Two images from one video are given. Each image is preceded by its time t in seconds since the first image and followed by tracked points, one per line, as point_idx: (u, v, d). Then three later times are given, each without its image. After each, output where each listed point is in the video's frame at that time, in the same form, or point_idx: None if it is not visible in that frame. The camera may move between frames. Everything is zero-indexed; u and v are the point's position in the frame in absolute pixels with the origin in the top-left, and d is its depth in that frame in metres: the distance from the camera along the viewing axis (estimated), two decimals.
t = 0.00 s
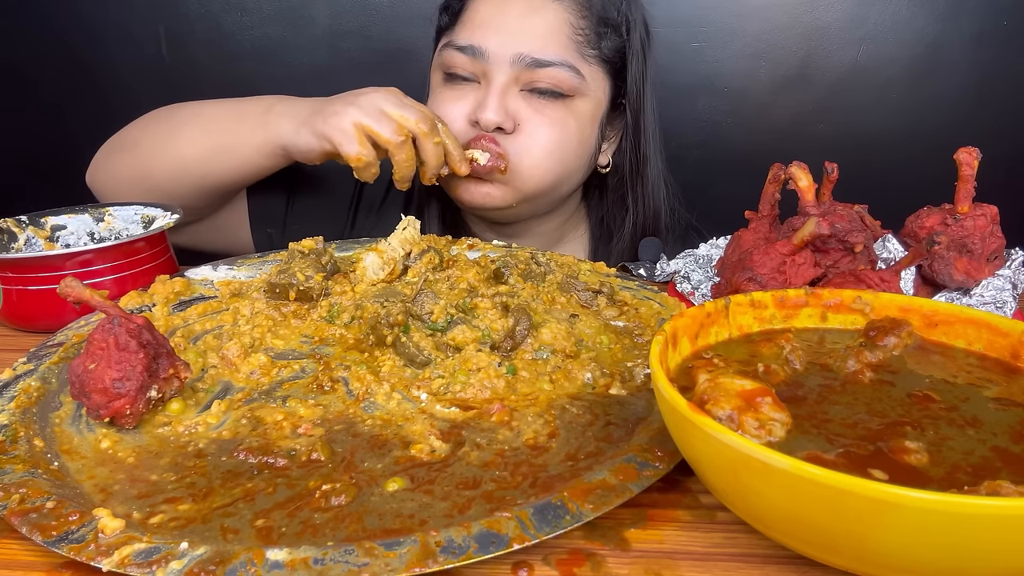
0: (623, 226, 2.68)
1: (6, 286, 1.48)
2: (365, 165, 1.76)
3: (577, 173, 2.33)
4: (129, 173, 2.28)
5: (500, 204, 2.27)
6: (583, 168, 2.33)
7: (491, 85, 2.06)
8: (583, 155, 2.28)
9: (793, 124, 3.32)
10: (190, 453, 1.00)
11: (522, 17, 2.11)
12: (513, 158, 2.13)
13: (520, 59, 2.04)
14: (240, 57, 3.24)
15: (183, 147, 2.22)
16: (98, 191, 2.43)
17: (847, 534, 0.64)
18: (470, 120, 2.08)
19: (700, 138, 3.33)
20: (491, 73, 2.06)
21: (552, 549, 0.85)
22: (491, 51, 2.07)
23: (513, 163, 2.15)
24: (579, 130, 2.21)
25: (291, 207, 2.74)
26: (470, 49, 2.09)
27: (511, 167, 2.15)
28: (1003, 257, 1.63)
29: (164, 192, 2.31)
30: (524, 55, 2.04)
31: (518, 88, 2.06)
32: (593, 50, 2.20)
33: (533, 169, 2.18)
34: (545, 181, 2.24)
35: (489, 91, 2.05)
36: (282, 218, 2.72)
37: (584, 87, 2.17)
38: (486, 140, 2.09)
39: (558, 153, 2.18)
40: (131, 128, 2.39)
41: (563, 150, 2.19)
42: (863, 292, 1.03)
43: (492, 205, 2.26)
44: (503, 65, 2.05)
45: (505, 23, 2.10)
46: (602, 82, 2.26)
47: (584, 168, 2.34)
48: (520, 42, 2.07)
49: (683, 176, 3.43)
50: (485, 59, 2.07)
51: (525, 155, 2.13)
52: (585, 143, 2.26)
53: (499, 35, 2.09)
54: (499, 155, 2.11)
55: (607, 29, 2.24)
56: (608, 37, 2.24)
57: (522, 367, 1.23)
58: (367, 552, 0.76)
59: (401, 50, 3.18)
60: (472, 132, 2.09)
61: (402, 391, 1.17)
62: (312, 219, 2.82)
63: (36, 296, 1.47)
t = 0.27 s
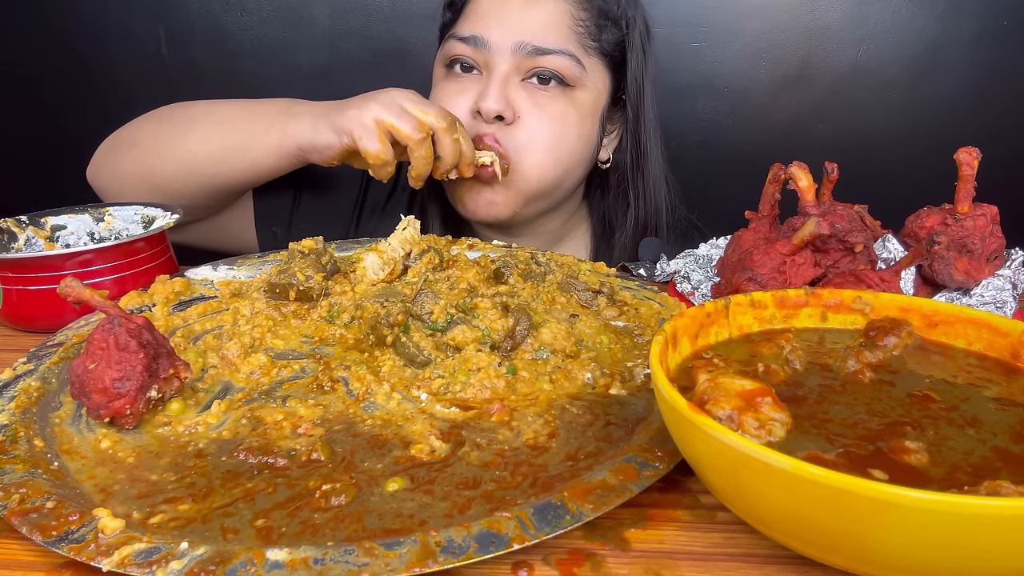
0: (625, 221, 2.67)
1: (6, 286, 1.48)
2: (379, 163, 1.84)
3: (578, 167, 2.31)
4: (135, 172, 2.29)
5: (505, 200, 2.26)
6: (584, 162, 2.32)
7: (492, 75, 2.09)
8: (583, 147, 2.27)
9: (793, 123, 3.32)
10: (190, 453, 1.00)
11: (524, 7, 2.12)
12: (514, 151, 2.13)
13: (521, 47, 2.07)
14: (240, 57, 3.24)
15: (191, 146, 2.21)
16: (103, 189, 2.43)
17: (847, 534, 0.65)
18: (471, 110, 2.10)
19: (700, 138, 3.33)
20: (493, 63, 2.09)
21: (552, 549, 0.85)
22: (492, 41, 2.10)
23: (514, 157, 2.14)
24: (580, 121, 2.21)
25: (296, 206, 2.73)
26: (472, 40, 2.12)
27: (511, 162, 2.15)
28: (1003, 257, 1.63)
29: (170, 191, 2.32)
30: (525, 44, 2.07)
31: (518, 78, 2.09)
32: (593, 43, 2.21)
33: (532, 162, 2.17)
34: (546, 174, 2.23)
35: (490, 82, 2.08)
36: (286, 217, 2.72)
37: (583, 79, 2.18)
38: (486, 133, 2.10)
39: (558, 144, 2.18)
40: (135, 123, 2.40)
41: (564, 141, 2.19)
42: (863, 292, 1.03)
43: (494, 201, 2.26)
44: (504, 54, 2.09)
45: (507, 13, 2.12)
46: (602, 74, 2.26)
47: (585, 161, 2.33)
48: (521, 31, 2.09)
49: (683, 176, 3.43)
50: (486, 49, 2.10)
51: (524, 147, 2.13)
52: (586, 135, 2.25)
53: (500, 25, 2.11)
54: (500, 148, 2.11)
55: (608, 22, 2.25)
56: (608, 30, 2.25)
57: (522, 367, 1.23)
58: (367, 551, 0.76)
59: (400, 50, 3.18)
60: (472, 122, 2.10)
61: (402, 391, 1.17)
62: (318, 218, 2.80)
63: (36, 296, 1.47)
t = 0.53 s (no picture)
0: (625, 223, 2.67)
1: (6, 286, 1.47)
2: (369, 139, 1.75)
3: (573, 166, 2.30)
4: (130, 173, 2.28)
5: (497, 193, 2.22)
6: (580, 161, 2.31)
7: (487, 75, 2.09)
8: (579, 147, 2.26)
9: (793, 123, 3.32)
10: (190, 453, 1.00)
11: (519, 6, 2.12)
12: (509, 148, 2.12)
13: (515, 47, 2.07)
14: (240, 57, 3.24)
15: (184, 145, 2.22)
16: (98, 191, 2.43)
17: (847, 534, 0.65)
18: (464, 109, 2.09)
19: (699, 139, 3.33)
20: (487, 62, 2.09)
21: (553, 549, 0.85)
22: (487, 40, 2.09)
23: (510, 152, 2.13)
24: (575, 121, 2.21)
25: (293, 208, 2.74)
26: (466, 39, 2.12)
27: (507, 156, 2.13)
28: (1003, 257, 1.63)
29: (165, 191, 2.31)
30: (520, 44, 2.08)
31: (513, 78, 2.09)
32: (589, 43, 2.21)
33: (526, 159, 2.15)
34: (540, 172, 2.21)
35: (484, 82, 2.08)
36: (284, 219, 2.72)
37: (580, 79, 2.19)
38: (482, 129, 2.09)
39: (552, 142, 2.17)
40: (129, 126, 2.40)
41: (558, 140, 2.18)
42: (863, 292, 1.03)
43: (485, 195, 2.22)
44: (498, 53, 2.08)
45: (502, 13, 2.12)
46: (598, 74, 2.27)
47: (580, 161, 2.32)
48: (516, 31, 2.09)
49: (683, 176, 3.43)
50: (481, 49, 2.10)
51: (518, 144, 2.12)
52: (581, 134, 2.25)
53: (495, 25, 2.11)
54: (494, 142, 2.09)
55: (605, 23, 2.25)
56: (605, 31, 2.25)
57: (522, 367, 1.23)
58: (367, 552, 0.76)
59: (400, 50, 3.18)
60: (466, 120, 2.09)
61: (402, 391, 1.17)
62: (318, 220, 2.79)
63: (36, 296, 1.47)
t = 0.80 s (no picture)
0: (619, 227, 2.69)
1: (6, 286, 1.48)
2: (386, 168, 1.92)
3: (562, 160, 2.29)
4: (119, 180, 2.27)
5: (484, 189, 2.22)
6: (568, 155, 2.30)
7: (477, 59, 2.10)
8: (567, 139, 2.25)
9: (793, 123, 3.32)
10: (190, 453, 1.00)
11: None
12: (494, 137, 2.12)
13: (506, 32, 2.09)
14: (240, 56, 3.24)
15: (171, 155, 2.21)
16: (86, 197, 2.41)
17: (847, 534, 0.65)
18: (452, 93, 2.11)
19: (699, 138, 3.33)
20: (478, 48, 2.11)
21: (552, 549, 0.85)
22: (478, 26, 2.12)
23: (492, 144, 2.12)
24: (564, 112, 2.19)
25: (282, 214, 2.78)
26: (460, 26, 2.15)
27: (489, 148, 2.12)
28: (1003, 257, 1.63)
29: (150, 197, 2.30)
30: (511, 29, 2.09)
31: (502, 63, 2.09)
32: (581, 36, 2.21)
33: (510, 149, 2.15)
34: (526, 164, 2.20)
35: (473, 65, 2.09)
36: (273, 225, 2.76)
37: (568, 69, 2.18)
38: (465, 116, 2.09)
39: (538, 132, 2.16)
40: (115, 130, 2.38)
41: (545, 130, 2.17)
42: (864, 292, 1.03)
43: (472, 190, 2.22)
44: (489, 39, 2.10)
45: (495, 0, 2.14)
46: (587, 73, 2.26)
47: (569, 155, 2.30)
48: (508, 18, 2.10)
49: (683, 176, 3.43)
50: (473, 35, 2.12)
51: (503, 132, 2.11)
52: (569, 128, 2.24)
53: (487, 12, 2.13)
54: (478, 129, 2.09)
55: (596, 20, 2.25)
56: (595, 31, 2.25)
57: (522, 367, 1.23)
58: (368, 552, 0.76)
59: (400, 50, 3.18)
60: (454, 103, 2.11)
61: (402, 391, 1.17)
62: (307, 225, 2.85)
63: (36, 296, 1.47)
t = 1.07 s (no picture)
0: (618, 231, 2.68)
1: (5, 286, 1.47)
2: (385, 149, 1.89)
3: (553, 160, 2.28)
4: (114, 177, 2.27)
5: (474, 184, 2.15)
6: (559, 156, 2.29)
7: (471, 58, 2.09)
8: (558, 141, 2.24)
9: (792, 123, 3.32)
10: (190, 453, 1.00)
11: None
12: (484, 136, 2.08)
13: (501, 32, 2.08)
14: (240, 57, 3.24)
15: (170, 152, 2.21)
16: (83, 195, 2.41)
17: (847, 534, 0.65)
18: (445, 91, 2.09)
19: (699, 139, 3.33)
20: (472, 46, 2.10)
21: (553, 549, 0.85)
22: (474, 25, 2.11)
23: (479, 140, 2.09)
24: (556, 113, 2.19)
25: (280, 211, 2.75)
26: (457, 25, 2.14)
27: (476, 145, 2.09)
28: (1003, 257, 1.63)
29: (151, 193, 2.31)
30: (506, 30, 2.08)
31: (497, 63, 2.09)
32: (578, 38, 2.22)
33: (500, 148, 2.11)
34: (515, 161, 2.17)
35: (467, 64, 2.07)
36: (272, 223, 2.73)
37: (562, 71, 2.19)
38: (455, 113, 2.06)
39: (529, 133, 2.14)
40: (111, 126, 2.38)
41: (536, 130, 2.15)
42: (863, 292, 1.03)
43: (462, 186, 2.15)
44: (484, 38, 2.09)
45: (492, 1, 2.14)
46: (584, 73, 2.27)
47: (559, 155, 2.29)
48: (504, 18, 2.10)
49: (683, 176, 3.42)
50: (468, 34, 2.11)
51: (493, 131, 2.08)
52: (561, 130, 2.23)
53: (483, 12, 2.12)
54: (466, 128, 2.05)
55: (595, 22, 2.27)
56: (594, 34, 2.27)
57: (522, 367, 1.23)
58: (367, 552, 0.76)
59: (400, 50, 3.18)
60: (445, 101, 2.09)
61: (402, 391, 1.17)
62: (306, 223, 2.77)
63: (36, 296, 1.47)
